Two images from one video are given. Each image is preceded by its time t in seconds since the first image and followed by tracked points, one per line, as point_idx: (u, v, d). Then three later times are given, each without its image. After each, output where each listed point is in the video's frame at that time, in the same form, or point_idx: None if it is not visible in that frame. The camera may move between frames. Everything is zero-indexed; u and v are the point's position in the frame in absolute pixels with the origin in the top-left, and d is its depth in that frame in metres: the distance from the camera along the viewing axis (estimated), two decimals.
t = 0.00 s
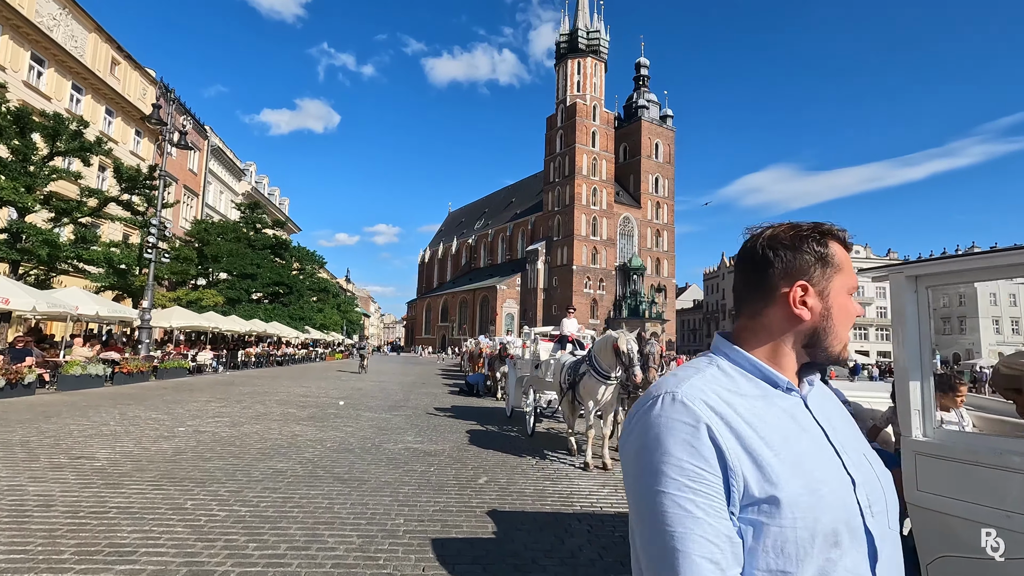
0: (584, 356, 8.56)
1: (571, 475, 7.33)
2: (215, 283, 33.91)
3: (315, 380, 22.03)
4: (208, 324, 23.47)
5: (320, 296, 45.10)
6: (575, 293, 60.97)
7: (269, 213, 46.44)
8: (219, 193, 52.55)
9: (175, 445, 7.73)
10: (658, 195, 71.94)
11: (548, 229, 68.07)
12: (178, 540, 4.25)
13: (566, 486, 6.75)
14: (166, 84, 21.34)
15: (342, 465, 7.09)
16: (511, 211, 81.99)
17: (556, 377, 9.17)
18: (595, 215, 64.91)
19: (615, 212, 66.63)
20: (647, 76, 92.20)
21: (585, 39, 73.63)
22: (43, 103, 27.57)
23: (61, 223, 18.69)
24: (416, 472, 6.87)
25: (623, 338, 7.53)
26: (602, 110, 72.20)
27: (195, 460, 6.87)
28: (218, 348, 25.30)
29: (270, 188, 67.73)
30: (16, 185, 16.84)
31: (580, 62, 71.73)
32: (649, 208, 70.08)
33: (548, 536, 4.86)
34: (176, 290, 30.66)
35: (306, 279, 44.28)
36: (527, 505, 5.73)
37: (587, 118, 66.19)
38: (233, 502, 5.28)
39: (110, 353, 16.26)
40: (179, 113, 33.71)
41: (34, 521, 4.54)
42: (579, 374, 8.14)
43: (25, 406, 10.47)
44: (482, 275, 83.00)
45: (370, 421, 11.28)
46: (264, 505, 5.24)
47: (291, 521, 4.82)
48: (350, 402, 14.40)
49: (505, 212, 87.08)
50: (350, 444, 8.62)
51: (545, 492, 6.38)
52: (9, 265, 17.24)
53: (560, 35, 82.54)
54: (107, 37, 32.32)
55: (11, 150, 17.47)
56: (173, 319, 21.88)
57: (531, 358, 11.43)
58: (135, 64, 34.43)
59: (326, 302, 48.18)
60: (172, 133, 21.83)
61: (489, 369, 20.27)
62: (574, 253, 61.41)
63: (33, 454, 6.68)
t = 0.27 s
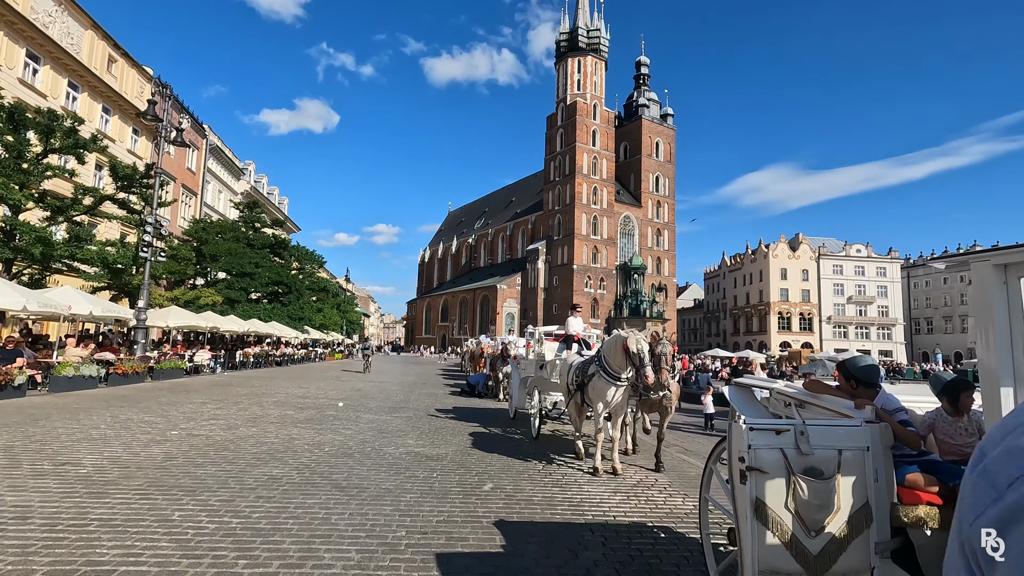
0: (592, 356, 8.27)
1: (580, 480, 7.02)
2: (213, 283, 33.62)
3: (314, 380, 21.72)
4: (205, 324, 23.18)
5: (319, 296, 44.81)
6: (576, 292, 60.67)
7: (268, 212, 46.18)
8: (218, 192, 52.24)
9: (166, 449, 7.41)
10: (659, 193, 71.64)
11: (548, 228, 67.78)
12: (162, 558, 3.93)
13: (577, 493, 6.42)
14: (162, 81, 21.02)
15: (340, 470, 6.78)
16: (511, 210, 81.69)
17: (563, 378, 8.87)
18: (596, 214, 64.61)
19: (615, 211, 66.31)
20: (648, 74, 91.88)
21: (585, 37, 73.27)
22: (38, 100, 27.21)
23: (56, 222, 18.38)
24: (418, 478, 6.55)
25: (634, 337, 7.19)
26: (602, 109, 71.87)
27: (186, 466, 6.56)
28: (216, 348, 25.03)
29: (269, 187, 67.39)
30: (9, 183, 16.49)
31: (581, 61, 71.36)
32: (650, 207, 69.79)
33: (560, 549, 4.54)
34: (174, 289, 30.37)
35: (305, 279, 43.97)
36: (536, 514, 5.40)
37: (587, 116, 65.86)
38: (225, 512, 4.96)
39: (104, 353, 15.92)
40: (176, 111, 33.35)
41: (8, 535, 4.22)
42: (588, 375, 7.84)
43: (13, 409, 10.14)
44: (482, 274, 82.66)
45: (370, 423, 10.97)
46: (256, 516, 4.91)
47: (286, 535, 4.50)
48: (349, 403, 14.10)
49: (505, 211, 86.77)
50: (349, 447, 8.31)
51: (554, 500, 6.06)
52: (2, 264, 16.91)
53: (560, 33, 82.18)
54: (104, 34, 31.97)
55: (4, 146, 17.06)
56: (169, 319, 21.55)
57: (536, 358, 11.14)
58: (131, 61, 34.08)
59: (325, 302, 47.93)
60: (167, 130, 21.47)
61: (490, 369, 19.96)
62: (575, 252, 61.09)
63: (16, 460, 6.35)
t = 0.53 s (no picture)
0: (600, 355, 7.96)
1: (588, 485, 6.70)
2: (212, 281, 33.28)
3: (313, 380, 21.40)
4: (203, 324, 22.85)
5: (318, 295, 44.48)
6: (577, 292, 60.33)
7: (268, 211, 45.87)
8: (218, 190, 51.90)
9: (156, 453, 7.11)
10: (660, 193, 71.30)
11: (549, 228, 67.42)
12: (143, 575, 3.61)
13: (586, 500, 6.11)
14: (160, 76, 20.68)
15: (338, 475, 6.46)
16: (512, 210, 81.37)
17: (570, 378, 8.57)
18: (597, 213, 64.27)
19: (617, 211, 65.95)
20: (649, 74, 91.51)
21: (587, 35, 72.94)
22: (35, 97, 26.85)
23: (52, 219, 18.06)
24: (419, 484, 6.23)
25: (645, 336, 6.87)
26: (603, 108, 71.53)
27: (176, 471, 6.24)
28: (215, 348, 24.71)
29: (269, 186, 67.05)
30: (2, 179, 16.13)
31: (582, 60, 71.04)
32: (651, 206, 69.47)
33: (574, 563, 4.23)
34: (172, 288, 30.03)
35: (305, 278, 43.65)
36: (546, 524, 5.09)
37: (588, 115, 65.53)
38: (214, 522, 4.64)
39: (99, 352, 15.60)
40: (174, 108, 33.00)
41: None
42: (597, 375, 7.53)
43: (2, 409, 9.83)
44: (483, 274, 82.31)
45: (369, 425, 10.66)
46: (247, 527, 4.60)
47: (278, 547, 4.18)
48: (349, 404, 13.77)
49: (506, 210, 86.44)
50: (347, 451, 8.00)
51: (563, 508, 5.74)
52: None
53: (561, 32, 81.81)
54: (102, 30, 31.62)
55: None
56: (166, 318, 21.23)
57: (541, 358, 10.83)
58: (130, 58, 33.78)
59: (325, 301, 47.62)
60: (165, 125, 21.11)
61: (492, 369, 19.63)
62: (576, 252, 60.75)
63: None
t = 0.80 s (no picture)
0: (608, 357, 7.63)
1: (597, 496, 6.37)
2: (210, 281, 32.94)
3: (311, 381, 21.08)
4: (200, 323, 22.51)
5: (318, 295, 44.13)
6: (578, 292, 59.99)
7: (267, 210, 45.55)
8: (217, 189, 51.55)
9: (142, 459, 6.78)
10: (661, 193, 70.98)
11: (550, 228, 67.11)
12: None
13: (595, 512, 5.78)
14: (157, 71, 20.32)
15: (332, 484, 6.13)
16: (513, 210, 81.03)
17: (575, 381, 8.23)
18: (598, 213, 63.92)
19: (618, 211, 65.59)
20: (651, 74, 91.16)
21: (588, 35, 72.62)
22: (31, 94, 26.51)
23: (45, 217, 17.72)
24: (417, 494, 5.89)
25: (655, 338, 6.52)
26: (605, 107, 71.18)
27: (160, 480, 5.90)
28: (211, 348, 24.38)
29: (268, 185, 66.69)
30: None
31: (584, 59, 70.72)
32: (653, 206, 69.15)
33: None
34: (169, 288, 29.69)
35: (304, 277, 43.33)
36: (553, 539, 4.75)
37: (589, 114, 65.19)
38: (195, 539, 4.29)
39: (91, 352, 15.27)
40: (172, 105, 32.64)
41: None
42: (605, 378, 7.20)
43: None
44: (483, 274, 81.99)
45: (367, 428, 10.31)
46: (231, 544, 4.25)
47: (263, 567, 3.85)
48: (347, 406, 13.45)
49: (506, 210, 86.13)
50: (343, 456, 7.68)
51: (571, 520, 5.41)
52: None
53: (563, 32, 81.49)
54: (99, 27, 31.27)
55: None
56: (162, 317, 20.89)
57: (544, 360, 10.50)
58: (128, 55, 33.46)
59: (324, 301, 47.31)
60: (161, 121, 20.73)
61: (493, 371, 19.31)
62: (577, 252, 60.39)
63: None
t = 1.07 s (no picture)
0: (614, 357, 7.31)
1: (603, 503, 6.05)
2: (206, 279, 32.56)
3: (308, 381, 20.75)
4: (194, 322, 22.15)
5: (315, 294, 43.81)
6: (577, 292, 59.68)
7: (265, 208, 45.22)
8: (214, 187, 51.16)
9: (124, 463, 6.45)
10: (661, 193, 70.73)
11: (549, 228, 66.79)
12: None
13: (603, 520, 5.46)
14: (151, 66, 19.95)
15: (324, 490, 5.80)
16: (512, 209, 80.75)
17: (579, 382, 7.91)
18: (597, 213, 63.63)
19: (617, 211, 65.35)
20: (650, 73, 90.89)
21: (588, 34, 72.38)
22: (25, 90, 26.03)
23: (34, 214, 17.34)
24: (414, 501, 5.55)
25: (664, 336, 6.20)
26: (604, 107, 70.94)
27: (142, 486, 5.54)
28: (206, 347, 24.03)
29: (266, 184, 66.30)
30: None
31: (583, 58, 70.40)
32: (652, 206, 68.94)
33: None
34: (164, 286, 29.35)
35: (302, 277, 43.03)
36: (556, 551, 4.44)
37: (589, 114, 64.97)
38: (172, 554, 3.95)
39: (81, 351, 14.95)
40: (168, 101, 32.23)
41: None
42: (611, 379, 6.87)
43: None
44: (482, 274, 81.65)
45: (363, 430, 9.99)
46: (211, 559, 3.91)
47: None
48: (342, 407, 13.12)
49: (505, 210, 85.79)
50: (336, 460, 7.34)
51: (576, 530, 5.07)
52: None
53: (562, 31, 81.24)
54: (94, 22, 30.85)
55: None
56: (155, 316, 20.53)
57: (545, 360, 10.17)
58: (123, 51, 33.09)
59: (322, 300, 46.95)
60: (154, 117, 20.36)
61: (492, 370, 18.99)
62: (576, 252, 60.09)
63: None
